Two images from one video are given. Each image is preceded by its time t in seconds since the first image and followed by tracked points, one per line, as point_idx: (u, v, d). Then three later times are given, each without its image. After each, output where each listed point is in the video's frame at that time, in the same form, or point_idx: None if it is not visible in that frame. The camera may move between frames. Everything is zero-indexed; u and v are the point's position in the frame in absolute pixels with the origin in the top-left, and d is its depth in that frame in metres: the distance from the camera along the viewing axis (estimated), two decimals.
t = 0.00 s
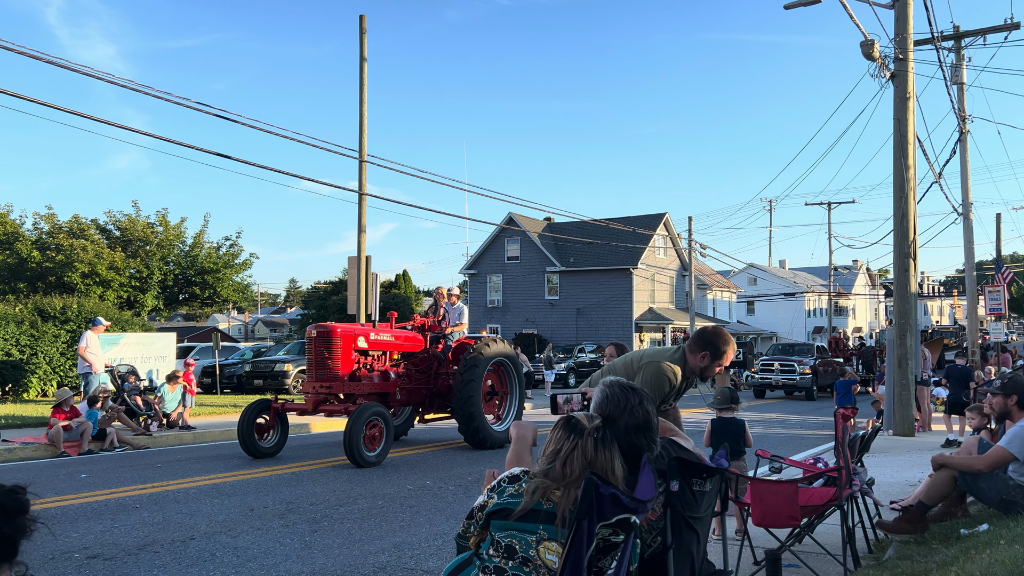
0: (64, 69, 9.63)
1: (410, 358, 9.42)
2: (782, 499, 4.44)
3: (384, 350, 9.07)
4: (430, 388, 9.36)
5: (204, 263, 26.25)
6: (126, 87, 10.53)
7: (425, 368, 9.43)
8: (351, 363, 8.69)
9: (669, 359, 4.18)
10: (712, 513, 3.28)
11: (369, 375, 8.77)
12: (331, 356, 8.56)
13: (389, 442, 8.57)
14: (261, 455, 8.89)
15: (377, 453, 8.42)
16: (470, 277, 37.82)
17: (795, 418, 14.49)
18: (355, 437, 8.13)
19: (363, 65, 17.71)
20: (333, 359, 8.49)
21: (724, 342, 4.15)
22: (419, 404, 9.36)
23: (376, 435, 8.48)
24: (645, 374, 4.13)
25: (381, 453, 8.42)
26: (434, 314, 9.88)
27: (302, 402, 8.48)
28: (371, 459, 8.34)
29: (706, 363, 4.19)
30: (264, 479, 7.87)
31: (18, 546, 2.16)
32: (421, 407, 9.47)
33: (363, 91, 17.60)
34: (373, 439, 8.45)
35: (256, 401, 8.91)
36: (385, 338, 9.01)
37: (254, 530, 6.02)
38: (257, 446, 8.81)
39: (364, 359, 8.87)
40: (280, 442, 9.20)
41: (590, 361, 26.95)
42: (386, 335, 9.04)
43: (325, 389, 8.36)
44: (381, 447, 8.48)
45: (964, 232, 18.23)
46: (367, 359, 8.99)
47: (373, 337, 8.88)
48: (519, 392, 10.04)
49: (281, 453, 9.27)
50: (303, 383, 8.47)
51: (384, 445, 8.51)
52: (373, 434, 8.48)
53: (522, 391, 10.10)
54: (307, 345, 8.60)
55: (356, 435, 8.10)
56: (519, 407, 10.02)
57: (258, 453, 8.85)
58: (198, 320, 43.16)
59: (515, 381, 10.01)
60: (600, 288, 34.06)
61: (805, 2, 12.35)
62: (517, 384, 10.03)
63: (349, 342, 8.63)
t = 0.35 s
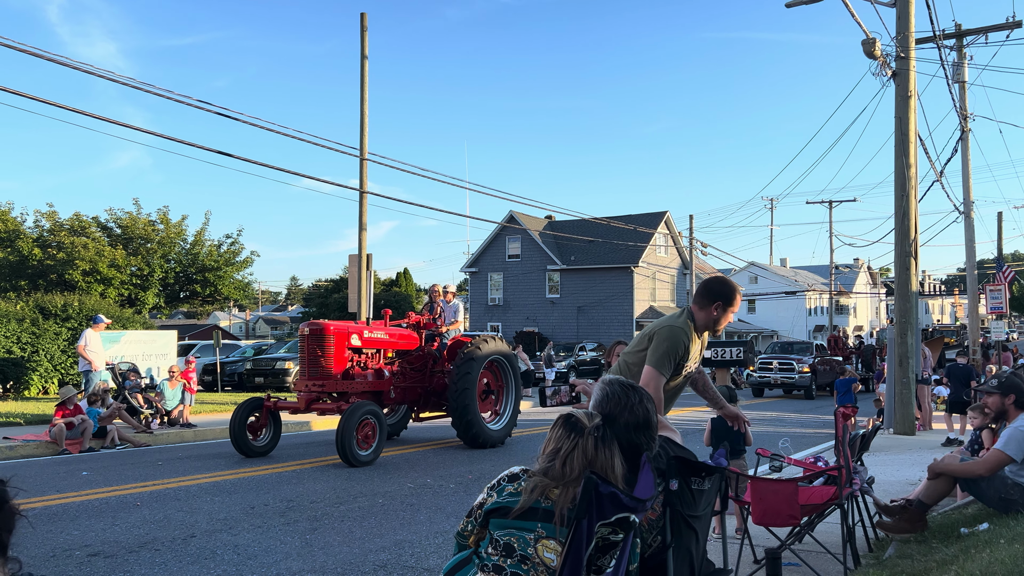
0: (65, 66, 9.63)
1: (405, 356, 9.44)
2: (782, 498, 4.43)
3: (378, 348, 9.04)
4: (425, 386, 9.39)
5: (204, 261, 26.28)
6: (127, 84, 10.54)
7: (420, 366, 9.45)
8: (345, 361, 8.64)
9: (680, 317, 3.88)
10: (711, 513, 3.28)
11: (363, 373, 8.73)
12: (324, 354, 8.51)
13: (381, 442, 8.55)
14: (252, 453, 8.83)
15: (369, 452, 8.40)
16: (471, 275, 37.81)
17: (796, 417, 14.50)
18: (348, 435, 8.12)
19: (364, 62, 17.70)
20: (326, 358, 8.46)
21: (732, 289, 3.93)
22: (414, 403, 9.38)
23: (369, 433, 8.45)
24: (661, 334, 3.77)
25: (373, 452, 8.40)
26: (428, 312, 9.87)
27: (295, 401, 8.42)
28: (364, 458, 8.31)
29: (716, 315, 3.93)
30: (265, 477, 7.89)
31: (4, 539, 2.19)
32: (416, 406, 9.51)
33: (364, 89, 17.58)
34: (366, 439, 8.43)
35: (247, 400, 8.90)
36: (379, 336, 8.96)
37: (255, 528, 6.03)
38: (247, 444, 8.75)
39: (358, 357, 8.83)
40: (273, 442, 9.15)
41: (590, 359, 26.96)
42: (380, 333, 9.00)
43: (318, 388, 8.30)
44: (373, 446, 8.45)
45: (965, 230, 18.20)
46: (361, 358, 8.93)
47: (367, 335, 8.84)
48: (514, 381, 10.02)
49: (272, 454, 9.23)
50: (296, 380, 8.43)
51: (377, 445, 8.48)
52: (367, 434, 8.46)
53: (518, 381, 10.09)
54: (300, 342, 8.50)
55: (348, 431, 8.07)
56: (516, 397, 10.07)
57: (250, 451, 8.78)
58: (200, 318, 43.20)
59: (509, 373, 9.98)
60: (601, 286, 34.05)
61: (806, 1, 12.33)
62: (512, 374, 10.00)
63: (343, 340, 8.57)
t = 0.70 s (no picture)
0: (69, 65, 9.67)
1: (402, 355, 9.48)
2: (784, 497, 4.44)
3: (374, 347, 9.04)
4: (422, 385, 9.36)
5: (207, 260, 26.33)
6: (130, 83, 10.57)
7: (417, 365, 9.46)
8: (340, 360, 8.64)
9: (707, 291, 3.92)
10: (714, 512, 3.28)
11: (358, 372, 8.74)
12: (320, 353, 8.52)
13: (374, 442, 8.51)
14: (246, 452, 8.78)
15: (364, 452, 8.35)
16: (473, 274, 37.82)
17: (798, 417, 14.49)
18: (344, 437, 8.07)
19: (367, 62, 17.72)
20: (321, 356, 8.46)
21: (759, 258, 3.95)
22: (411, 402, 9.36)
23: (364, 433, 8.40)
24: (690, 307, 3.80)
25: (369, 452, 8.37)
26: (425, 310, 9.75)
27: (289, 400, 8.45)
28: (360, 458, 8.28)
29: (747, 288, 3.95)
30: (267, 476, 7.90)
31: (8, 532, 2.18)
32: (412, 405, 9.45)
33: (366, 89, 17.60)
34: (360, 440, 8.37)
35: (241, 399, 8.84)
36: (374, 335, 8.98)
37: (257, 527, 6.04)
38: (240, 442, 8.69)
39: (354, 356, 8.84)
40: (268, 442, 9.09)
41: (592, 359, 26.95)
42: (375, 332, 9.01)
43: (314, 386, 8.36)
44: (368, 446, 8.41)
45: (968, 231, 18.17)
46: (357, 356, 8.96)
47: (362, 334, 8.85)
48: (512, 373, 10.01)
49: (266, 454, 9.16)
50: (291, 380, 8.49)
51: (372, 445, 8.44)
52: (360, 433, 8.38)
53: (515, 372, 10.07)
54: (294, 340, 8.52)
55: (343, 430, 8.02)
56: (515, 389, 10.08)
57: (243, 450, 8.73)
58: (202, 317, 43.29)
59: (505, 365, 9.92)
60: (603, 286, 34.05)
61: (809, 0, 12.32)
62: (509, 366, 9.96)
63: (338, 339, 8.57)
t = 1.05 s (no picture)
0: (74, 66, 9.71)
1: (399, 356, 9.40)
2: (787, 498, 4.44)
3: (371, 347, 9.03)
4: (419, 386, 9.37)
5: (210, 260, 26.39)
6: (135, 84, 10.61)
7: (415, 366, 9.43)
8: (336, 360, 8.64)
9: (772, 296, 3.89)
10: (718, 513, 3.28)
11: (355, 372, 8.73)
12: (315, 352, 8.52)
13: (371, 441, 8.48)
14: (242, 453, 8.74)
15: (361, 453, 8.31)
16: (476, 275, 37.83)
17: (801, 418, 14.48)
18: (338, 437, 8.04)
19: (370, 62, 17.75)
20: (317, 357, 8.45)
21: (826, 262, 3.88)
22: (408, 402, 9.39)
23: (359, 433, 8.37)
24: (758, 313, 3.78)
25: (365, 452, 8.33)
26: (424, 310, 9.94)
27: (285, 400, 8.45)
28: (357, 458, 8.24)
29: (819, 293, 3.88)
30: (270, 476, 7.92)
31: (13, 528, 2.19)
32: (410, 405, 9.50)
33: (369, 89, 17.63)
34: (356, 440, 8.33)
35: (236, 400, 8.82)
36: (371, 335, 8.96)
37: (261, 526, 6.05)
38: (235, 443, 8.65)
39: (350, 356, 8.83)
40: (263, 443, 9.05)
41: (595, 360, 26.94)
42: (372, 332, 8.99)
43: (309, 386, 8.34)
44: (364, 447, 8.37)
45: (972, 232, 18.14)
46: (354, 356, 8.96)
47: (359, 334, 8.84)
48: (509, 370, 10.00)
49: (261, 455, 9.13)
50: (286, 380, 8.49)
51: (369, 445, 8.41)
52: (356, 433, 8.35)
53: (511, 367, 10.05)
54: (291, 340, 8.54)
55: (338, 431, 8.00)
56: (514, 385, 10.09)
57: (240, 451, 8.70)
58: (205, 316, 43.39)
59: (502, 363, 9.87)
60: (605, 287, 34.06)
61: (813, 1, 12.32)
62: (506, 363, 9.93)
63: (334, 339, 8.57)
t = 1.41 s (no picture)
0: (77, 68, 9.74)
1: (395, 357, 9.43)
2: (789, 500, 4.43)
3: (366, 348, 9.08)
4: (416, 387, 9.38)
5: (213, 261, 26.44)
6: (138, 85, 10.63)
7: (411, 367, 9.42)
8: (331, 361, 8.62)
9: (893, 284, 3.59)
10: (720, 514, 3.27)
11: (350, 374, 8.78)
12: (310, 354, 8.48)
13: (366, 444, 8.42)
14: (235, 454, 8.71)
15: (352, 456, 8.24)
16: (478, 276, 37.84)
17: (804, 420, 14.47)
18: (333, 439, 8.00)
19: (373, 64, 17.78)
20: (312, 358, 8.43)
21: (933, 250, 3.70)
22: (404, 404, 9.38)
23: (353, 435, 8.31)
24: (890, 304, 3.46)
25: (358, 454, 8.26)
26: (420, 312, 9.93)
27: (279, 402, 8.36)
28: (349, 460, 8.18)
29: (919, 281, 3.69)
30: (272, 476, 7.93)
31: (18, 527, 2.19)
32: (407, 407, 9.51)
33: (372, 91, 17.66)
34: (350, 441, 8.27)
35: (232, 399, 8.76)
36: (367, 336, 9.01)
37: (263, 527, 6.07)
38: (229, 444, 8.61)
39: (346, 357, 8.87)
40: (257, 445, 9.00)
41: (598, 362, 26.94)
42: (368, 333, 9.05)
43: (304, 388, 8.25)
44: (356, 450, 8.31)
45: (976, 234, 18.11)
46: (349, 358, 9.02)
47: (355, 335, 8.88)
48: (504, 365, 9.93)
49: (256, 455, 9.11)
50: (280, 381, 8.37)
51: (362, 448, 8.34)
52: (349, 437, 8.29)
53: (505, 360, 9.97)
54: (285, 341, 8.50)
55: (333, 433, 7.96)
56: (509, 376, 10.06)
57: (233, 453, 8.67)
58: (208, 318, 43.49)
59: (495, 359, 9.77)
60: (608, 288, 34.05)
61: (816, 3, 12.31)
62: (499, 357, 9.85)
63: (329, 340, 8.57)
